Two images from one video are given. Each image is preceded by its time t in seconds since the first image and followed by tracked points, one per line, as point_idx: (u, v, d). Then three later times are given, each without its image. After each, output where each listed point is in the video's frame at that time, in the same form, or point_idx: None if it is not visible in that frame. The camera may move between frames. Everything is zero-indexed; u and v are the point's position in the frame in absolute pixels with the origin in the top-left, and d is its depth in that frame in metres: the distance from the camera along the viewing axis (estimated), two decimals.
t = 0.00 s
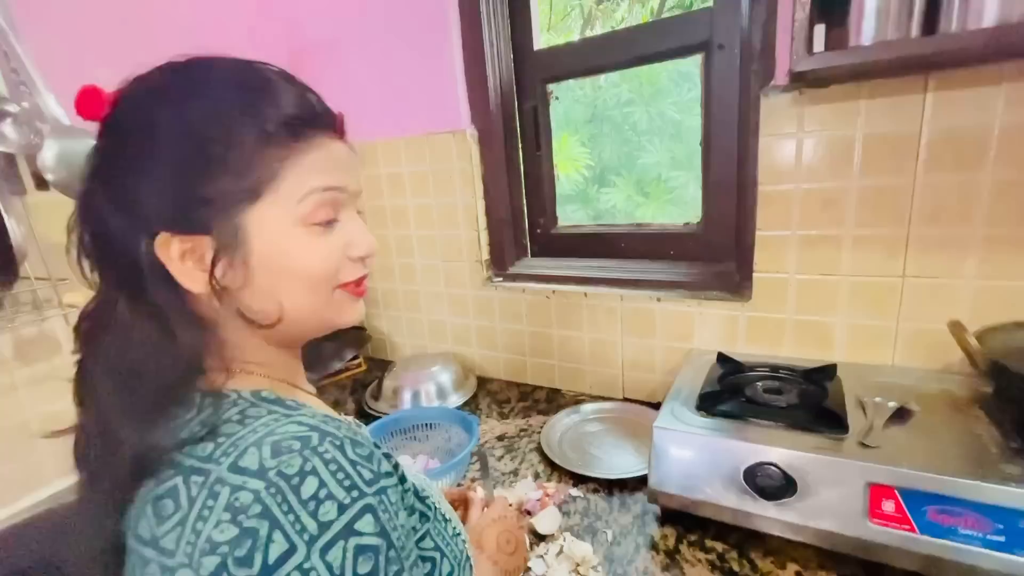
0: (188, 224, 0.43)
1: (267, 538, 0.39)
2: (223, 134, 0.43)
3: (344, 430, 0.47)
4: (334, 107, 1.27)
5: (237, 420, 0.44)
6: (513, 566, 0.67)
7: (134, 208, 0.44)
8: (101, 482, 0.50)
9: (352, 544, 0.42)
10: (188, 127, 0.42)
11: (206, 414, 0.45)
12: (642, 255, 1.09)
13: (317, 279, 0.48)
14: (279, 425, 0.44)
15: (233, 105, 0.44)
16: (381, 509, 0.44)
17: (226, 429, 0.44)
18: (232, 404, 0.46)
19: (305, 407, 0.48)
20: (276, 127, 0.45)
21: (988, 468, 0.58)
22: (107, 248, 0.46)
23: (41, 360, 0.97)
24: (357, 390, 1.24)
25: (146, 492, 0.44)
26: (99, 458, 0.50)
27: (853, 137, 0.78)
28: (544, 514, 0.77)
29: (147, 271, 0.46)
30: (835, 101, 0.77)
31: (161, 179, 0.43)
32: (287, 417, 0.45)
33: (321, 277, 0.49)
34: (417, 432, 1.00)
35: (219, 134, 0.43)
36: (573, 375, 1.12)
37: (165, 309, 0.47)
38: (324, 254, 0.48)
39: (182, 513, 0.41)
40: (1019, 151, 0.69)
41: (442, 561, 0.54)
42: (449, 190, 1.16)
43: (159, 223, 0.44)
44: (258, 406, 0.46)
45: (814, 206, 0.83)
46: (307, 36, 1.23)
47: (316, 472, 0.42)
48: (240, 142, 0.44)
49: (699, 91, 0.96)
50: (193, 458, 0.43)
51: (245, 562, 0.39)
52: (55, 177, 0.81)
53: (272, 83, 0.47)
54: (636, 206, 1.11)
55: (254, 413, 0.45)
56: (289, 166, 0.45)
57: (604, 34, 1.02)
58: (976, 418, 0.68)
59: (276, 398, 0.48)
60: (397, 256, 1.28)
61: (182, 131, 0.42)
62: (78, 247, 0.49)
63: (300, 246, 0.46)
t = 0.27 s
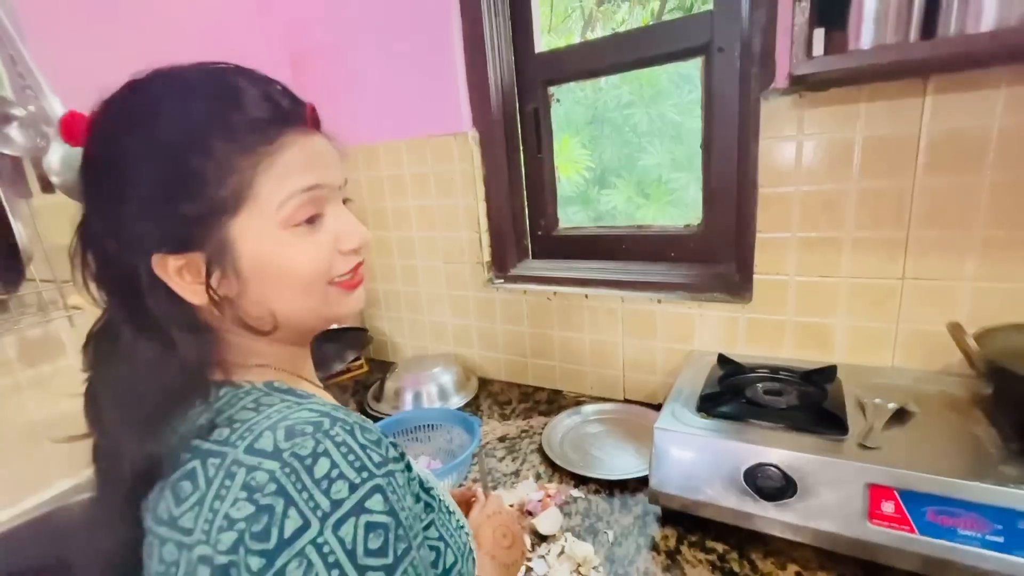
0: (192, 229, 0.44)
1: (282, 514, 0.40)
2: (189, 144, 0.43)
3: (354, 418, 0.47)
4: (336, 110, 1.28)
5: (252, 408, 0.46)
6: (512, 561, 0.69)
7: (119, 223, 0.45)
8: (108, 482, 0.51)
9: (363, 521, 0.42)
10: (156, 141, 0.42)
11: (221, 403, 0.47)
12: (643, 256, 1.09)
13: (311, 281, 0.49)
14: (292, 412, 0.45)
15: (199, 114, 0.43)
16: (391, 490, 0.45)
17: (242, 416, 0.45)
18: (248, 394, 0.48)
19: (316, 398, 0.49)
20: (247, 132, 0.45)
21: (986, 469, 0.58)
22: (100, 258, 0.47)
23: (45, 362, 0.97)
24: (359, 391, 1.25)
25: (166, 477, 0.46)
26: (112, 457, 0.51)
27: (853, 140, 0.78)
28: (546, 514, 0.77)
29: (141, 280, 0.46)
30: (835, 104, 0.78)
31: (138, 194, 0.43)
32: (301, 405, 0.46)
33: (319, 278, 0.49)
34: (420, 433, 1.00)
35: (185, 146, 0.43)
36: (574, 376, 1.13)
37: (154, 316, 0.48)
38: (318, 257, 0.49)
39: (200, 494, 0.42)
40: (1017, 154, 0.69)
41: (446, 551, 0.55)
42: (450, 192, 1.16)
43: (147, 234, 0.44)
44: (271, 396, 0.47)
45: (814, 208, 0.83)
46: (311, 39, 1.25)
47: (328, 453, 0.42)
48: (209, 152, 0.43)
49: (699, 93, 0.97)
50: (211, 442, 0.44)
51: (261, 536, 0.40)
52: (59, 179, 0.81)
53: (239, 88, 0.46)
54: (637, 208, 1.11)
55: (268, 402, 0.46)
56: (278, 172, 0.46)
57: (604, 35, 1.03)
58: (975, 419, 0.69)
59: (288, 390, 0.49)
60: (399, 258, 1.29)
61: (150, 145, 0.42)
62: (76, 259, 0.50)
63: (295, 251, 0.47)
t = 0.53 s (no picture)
0: (196, 230, 0.44)
1: (287, 508, 0.40)
2: (191, 145, 0.43)
3: (356, 414, 0.47)
4: (338, 111, 1.28)
5: (255, 404, 0.46)
6: (512, 562, 0.69)
7: (122, 222, 0.45)
8: (111, 482, 0.51)
9: (367, 515, 0.42)
10: (158, 141, 0.43)
11: (223, 400, 0.47)
12: (645, 257, 1.09)
13: (314, 277, 0.49)
14: (294, 408, 0.45)
15: (202, 115, 0.43)
16: (394, 484, 0.45)
17: (245, 412, 0.45)
18: (249, 390, 0.47)
19: (318, 394, 0.49)
20: (250, 133, 0.45)
21: (990, 471, 0.58)
22: (104, 259, 0.48)
23: (48, 362, 0.97)
24: (361, 392, 1.25)
25: (168, 474, 0.45)
26: (113, 458, 0.51)
27: (855, 141, 0.78)
28: (548, 516, 0.77)
29: (145, 280, 0.47)
30: (838, 106, 0.78)
31: (141, 193, 0.43)
32: (303, 401, 0.46)
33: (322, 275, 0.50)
34: (422, 434, 1.00)
35: (188, 146, 0.43)
36: (575, 377, 1.13)
37: (155, 315, 0.48)
38: (320, 253, 0.49)
39: (204, 488, 0.42)
40: (1021, 155, 0.69)
41: (447, 548, 0.55)
42: (452, 193, 1.16)
43: (152, 234, 0.44)
44: (273, 393, 0.47)
45: (817, 209, 0.83)
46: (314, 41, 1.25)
47: (332, 448, 0.42)
48: (211, 152, 0.43)
49: (701, 94, 0.97)
50: (214, 438, 0.44)
51: (265, 529, 0.40)
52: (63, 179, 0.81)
53: (242, 90, 0.46)
54: (639, 209, 1.11)
55: (270, 398, 0.46)
56: (281, 171, 0.46)
57: (606, 36, 1.03)
58: (979, 421, 0.69)
59: (290, 387, 0.49)
60: (401, 259, 1.29)
61: (152, 145, 0.43)
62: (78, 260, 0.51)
63: (295, 247, 0.47)
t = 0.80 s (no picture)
0: (204, 232, 0.44)
1: (287, 519, 0.40)
2: (196, 147, 0.43)
3: (360, 422, 0.47)
4: (343, 112, 1.28)
5: (258, 410, 0.45)
6: (518, 569, 0.68)
7: (129, 225, 0.45)
8: (118, 483, 0.51)
9: (368, 527, 0.42)
10: (164, 144, 0.43)
11: (228, 404, 0.47)
12: (650, 259, 1.09)
13: (321, 281, 0.49)
14: (298, 415, 0.45)
15: (208, 118, 0.44)
16: (396, 496, 0.44)
17: (248, 418, 0.45)
18: (254, 395, 0.47)
19: (322, 400, 0.49)
20: (257, 135, 0.45)
21: (1000, 475, 0.57)
22: (112, 262, 0.48)
23: (54, 363, 0.97)
24: (365, 393, 1.25)
25: (172, 478, 0.46)
26: (118, 460, 0.51)
27: (863, 142, 0.78)
28: (553, 518, 0.77)
29: (152, 283, 0.47)
30: (845, 107, 0.78)
31: (148, 195, 0.43)
32: (307, 408, 0.46)
33: (329, 279, 0.50)
34: (426, 436, 1.00)
35: (193, 148, 0.43)
36: (580, 378, 1.13)
37: (161, 318, 0.48)
38: (327, 255, 0.49)
39: (205, 496, 0.42)
40: None
41: (450, 555, 0.54)
42: (457, 194, 1.16)
43: (159, 238, 0.44)
44: (277, 399, 0.47)
45: (824, 211, 0.83)
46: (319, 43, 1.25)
47: (334, 458, 0.42)
48: (217, 155, 0.43)
49: (707, 95, 0.96)
50: (217, 444, 0.44)
51: (265, 541, 0.40)
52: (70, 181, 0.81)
53: (246, 92, 0.46)
54: (643, 210, 1.11)
55: (274, 404, 0.46)
56: (288, 173, 0.46)
57: (610, 38, 1.03)
58: (988, 424, 0.68)
59: (295, 392, 0.49)
60: (405, 260, 1.29)
61: (158, 145, 0.43)
62: (88, 264, 0.51)
63: (303, 249, 0.47)
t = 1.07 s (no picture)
0: (208, 232, 0.44)
1: (293, 522, 0.40)
2: (200, 148, 0.43)
3: (364, 424, 0.47)
4: (346, 113, 1.28)
5: (262, 412, 0.46)
6: (518, 565, 0.68)
7: (132, 226, 0.45)
8: (121, 482, 0.51)
9: (373, 530, 0.42)
10: (167, 145, 0.43)
11: (231, 405, 0.47)
12: (651, 260, 1.09)
13: (324, 284, 0.49)
14: (302, 418, 0.45)
15: (211, 118, 0.44)
16: (401, 499, 0.45)
17: (252, 420, 0.45)
18: (258, 397, 0.47)
19: (326, 402, 0.49)
20: (259, 136, 0.45)
21: (1002, 477, 0.57)
22: (116, 262, 0.48)
23: (57, 363, 0.97)
24: (367, 394, 1.25)
25: (175, 480, 0.46)
26: (121, 460, 0.51)
27: (864, 143, 0.78)
28: (553, 518, 0.77)
29: (156, 283, 0.47)
30: (846, 108, 0.78)
31: (151, 196, 0.44)
32: (311, 411, 0.46)
33: (334, 279, 0.50)
34: (427, 437, 1.01)
35: (196, 149, 0.43)
36: (581, 379, 1.13)
37: (164, 319, 0.49)
38: (331, 255, 0.49)
39: (210, 498, 0.42)
40: None
41: (453, 557, 0.55)
42: (459, 195, 1.16)
43: (162, 238, 0.45)
44: (280, 401, 0.47)
45: (825, 212, 0.83)
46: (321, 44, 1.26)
47: (339, 461, 0.42)
48: (221, 156, 0.44)
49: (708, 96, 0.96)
50: (221, 446, 0.44)
51: (271, 545, 0.40)
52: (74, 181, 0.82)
53: (249, 93, 0.46)
54: (645, 211, 1.11)
55: (278, 406, 0.46)
56: (292, 174, 0.46)
57: (611, 39, 1.04)
58: (989, 426, 0.68)
59: (298, 394, 0.49)
60: (407, 261, 1.29)
61: (162, 146, 0.43)
62: (91, 264, 0.51)
63: (309, 250, 0.47)
